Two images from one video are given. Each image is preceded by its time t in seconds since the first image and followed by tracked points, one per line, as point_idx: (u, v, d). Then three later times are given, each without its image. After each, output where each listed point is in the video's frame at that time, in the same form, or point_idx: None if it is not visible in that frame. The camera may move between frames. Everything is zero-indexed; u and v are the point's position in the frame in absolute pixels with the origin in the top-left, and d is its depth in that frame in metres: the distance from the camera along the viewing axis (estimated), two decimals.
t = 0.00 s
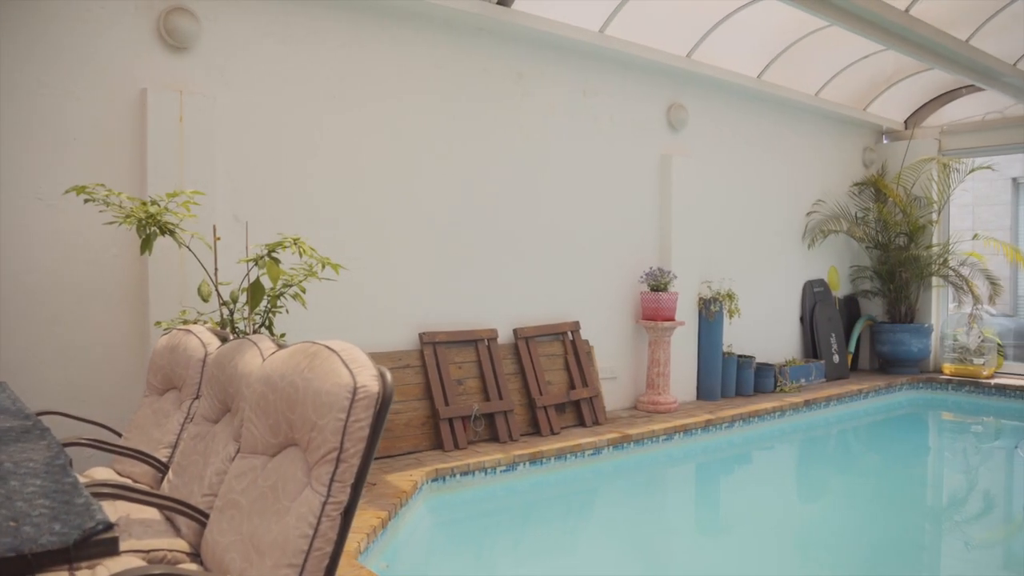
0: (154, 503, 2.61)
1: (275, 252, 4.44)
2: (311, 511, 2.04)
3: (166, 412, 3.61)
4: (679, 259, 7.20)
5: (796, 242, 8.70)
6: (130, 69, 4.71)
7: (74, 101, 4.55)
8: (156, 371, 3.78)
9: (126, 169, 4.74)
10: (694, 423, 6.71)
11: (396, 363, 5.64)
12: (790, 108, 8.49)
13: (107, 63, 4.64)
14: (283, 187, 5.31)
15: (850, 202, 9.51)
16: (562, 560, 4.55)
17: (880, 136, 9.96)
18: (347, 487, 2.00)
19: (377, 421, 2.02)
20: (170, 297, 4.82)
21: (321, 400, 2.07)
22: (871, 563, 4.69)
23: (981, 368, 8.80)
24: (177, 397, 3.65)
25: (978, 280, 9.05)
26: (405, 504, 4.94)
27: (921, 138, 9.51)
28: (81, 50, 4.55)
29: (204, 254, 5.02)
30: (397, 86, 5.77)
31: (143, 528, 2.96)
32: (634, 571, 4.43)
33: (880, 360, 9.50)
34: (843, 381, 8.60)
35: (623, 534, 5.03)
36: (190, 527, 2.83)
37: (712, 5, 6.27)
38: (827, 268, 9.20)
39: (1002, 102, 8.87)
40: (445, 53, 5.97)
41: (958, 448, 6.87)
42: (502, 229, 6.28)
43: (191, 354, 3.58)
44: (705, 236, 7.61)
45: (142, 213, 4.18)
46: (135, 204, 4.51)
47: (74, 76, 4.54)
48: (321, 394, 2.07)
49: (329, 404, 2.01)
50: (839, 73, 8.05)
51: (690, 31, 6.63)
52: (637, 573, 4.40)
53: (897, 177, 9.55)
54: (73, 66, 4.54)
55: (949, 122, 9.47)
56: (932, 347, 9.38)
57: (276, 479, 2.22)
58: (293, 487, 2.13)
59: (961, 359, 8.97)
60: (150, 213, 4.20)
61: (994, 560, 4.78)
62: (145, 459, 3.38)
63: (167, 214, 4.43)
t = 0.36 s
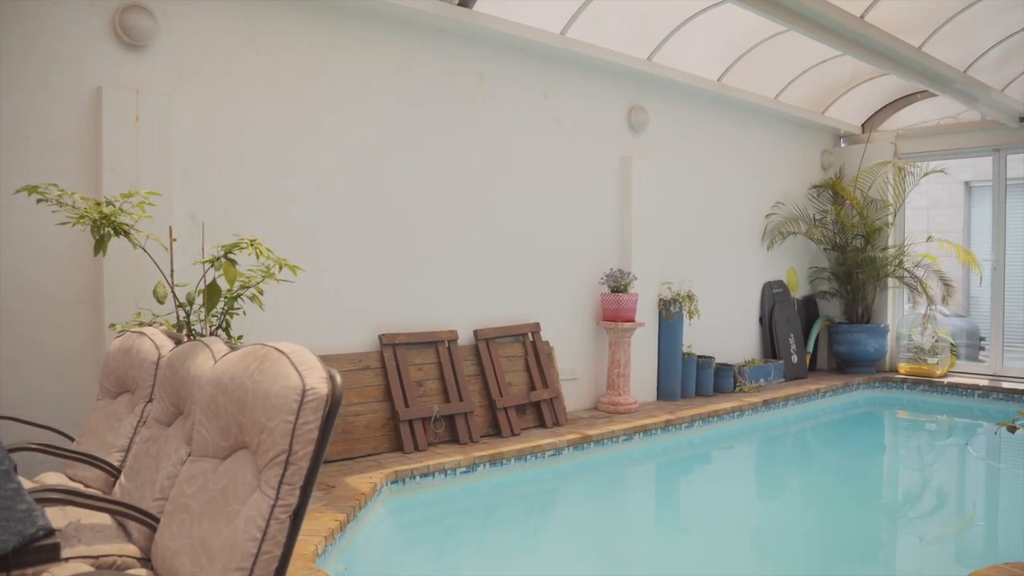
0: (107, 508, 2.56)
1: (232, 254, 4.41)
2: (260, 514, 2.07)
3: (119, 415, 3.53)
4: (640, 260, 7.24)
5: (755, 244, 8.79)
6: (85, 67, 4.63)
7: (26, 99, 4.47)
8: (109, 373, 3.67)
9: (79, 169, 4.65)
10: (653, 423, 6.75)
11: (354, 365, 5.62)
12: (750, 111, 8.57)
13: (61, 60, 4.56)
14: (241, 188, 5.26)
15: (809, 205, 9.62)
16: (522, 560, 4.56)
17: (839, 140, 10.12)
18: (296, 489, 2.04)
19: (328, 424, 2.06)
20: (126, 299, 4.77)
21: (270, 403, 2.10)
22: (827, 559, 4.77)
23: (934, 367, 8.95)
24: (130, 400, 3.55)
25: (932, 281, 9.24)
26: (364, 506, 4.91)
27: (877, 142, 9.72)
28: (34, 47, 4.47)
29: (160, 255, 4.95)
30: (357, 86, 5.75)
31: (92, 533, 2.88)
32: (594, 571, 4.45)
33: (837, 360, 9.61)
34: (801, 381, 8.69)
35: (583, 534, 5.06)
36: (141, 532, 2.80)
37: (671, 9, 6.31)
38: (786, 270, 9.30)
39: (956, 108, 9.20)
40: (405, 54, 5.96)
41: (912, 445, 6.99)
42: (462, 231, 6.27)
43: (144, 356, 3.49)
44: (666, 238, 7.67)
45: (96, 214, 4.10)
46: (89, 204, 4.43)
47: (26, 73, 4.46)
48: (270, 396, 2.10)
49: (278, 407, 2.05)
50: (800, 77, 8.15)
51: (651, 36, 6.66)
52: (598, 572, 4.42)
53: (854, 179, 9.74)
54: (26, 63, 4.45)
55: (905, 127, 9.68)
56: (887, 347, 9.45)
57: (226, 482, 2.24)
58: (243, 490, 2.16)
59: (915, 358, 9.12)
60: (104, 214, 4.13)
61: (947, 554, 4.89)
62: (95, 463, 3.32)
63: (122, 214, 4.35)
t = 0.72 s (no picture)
0: (58, 513, 2.49)
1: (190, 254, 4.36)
2: (210, 518, 2.02)
3: (72, 418, 3.42)
4: (602, 261, 7.26)
5: (717, 245, 8.86)
6: (41, 64, 4.56)
7: None
8: (62, 376, 3.56)
9: (33, 167, 4.58)
10: (615, 423, 6.77)
11: (315, 366, 5.59)
12: (713, 114, 8.65)
13: (16, 57, 4.48)
14: (200, 188, 5.20)
15: (770, 207, 9.73)
16: (484, 562, 4.56)
17: (799, 143, 10.26)
18: (247, 491, 2.01)
19: (279, 424, 2.04)
20: (82, 300, 4.70)
21: (221, 405, 2.07)
22: (789, 558, 4.82)
23: (892, 367, 9.06)
24: (84, 404, 3.44)
25: (890, 282, 9.30)
26: (325, 508, 4.86)
27: (837, 145, 9.85)
28: None
29: (117, 256, 4.88)
30: (319, 86, 5.71)
31: (41, 538, 2.77)
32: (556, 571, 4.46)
33: (799, 361, 9.70)
34: (762, 381, 8.77)
35: (546, 534, 5.06)
36: (93, 534, 2.69)
37: (632, 12, 6.34)
38: (747, 271, 9.38)
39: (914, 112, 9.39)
40: (368, 54, 5.93)
41: (871, 444, 7.07)
42: (423, 232, 6.25)
43: (98, 357, 3.42)
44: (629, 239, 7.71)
45: (50, 214, 4.02)
46: (44, 204, 4.35)
47: None
48: (221, 398, 2.07)
49: (229, 408, 2.02)
50: (762, 81, 8.23)
51: (614, 38, 6.70)
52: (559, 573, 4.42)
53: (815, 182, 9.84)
54: None
55: (864, 131, 9.84)
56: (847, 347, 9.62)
57: (178, 485, 2.20)
58: (194, 493, 2.12)
59: (874, 359, 9.23)
60: (59, 213, 4.04)
61: (905, 551, 4.96)
62: (46, 467, 3.20)
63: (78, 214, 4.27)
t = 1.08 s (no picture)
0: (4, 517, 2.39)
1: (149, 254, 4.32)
2: (162, 519, 1.94)
3: (27, 421, 3.28)
4: (565, 262, 7.28)
5: (681, 246, 8.91)
6: None
7: None
8: (17, 378, 3.44)
9: None
10: (579, 424, 6.78)
11: (277, 367, 5.56)
12: (677, 117, 8.71)
13: None
14: (160, 188, 5.14)
15: (733, 208, 9.78)
16: (448, 563, 4.54)
17: (763, 145, 10.33)
18: (200, 492, 1.93)
19: (235, 423, 1.97)
20: (38, 301, 4.65)
21: (173, 406, 2.00)
22: (753, 557, 4.84)
23: (855, 367, 9.18)
24: (38, 406, 3.32)
25: (852, 284, 9.46)
26: (287, 510, 4.82)
27: (799, 148, 9.91)
28: None
29: (75, 256, 4.84)
30: (281, 86, 5.68)
31: None
32: (520, 572, 4.46)
33: (762, 361, 9.78)
34: (727, 381, 8.84)
35: (511, 536, 5.05)
36: (44, 539, 2.57)
37: (595, 14, 6.36)
38: (711, 272, 9.44)
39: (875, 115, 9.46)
40: (331, 54, 5.91)
41: (834, 443, 7.13)
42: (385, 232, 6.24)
43: (53, 359, 3.30)
44: (594, 240, 7.74)
45: (5, 213, 3.97)
46: None
47: None
48: (174, 399, 2.00)
49: (182, 409, 1.95)
50: (726, 83, 8.30)
51: (578, 40, 6.72)
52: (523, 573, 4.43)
53: (778, 184, 9.91)
54: None
55: (825, 134, 9.93)
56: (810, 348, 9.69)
57: (130, 487, 2.09)
58: (146, 495, 2.02)
59: (836, 359, 9.34)
60: (13, 213, 3.99)
61: (867, 548, 5.01)
62: None
63: (34, 214, 4.21)
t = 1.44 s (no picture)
0: None
1: (108, 255, 4.26)
2: (114, 525, 1.70)
3: None
4: (530, 263, 7.29)
5: (646, 247, 8.95)
6: None
7: None
8: None
9: None
10: (544, 424, 6.79)
11: (239, 369, 5.52)
12: (643, 118, 8.76)
13: None
14: (120, 187, 5.06)
15: (698, 209, 9.83)
16: (415, 565, 4.52)
17: (727, 147, 10.41)
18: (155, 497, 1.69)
19: (191, 426, 1.74)
20: None
21: (125, 407, 1.76)
22: (719, 556, 4.87)
23: (818, 366, 9.28)
24: None
25: (814, 283, 9.49)
26: (250, 513, 4.78)
27: (763, 150, 10.02)
28: None
29: (32, 258, 4.78)
30: (244, 85, 5.63)
31: None
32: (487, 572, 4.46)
33: (728, 361, 9.84)
34: (692, 381, 8.90)
35: (477, 537, 5.05)
36: None
37: (559, 16, 6.38)
38: (677, 272, 9.49)
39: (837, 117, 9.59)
40: (294, 54, 5.88)
41: (797, 442, 7.20)
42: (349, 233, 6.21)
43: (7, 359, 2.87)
44: (559, 241, 7.76)
45: None
46: None
47: None
48: (128, 400, 1.75)
49: (134, 410, 1.71)
50: (692, 85, 8.35)
51: (543, 42, 6.73)
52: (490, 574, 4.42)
53: (743, 185, 9.91)
54: None
55: (787, 135, 10.03)
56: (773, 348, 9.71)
57: (84, 492, 1.83)
58: (99, 500, 1.76)
59: (800, 359, 9.41)
60: None
61: (829, 546, 5.06)
62: None
63: None
